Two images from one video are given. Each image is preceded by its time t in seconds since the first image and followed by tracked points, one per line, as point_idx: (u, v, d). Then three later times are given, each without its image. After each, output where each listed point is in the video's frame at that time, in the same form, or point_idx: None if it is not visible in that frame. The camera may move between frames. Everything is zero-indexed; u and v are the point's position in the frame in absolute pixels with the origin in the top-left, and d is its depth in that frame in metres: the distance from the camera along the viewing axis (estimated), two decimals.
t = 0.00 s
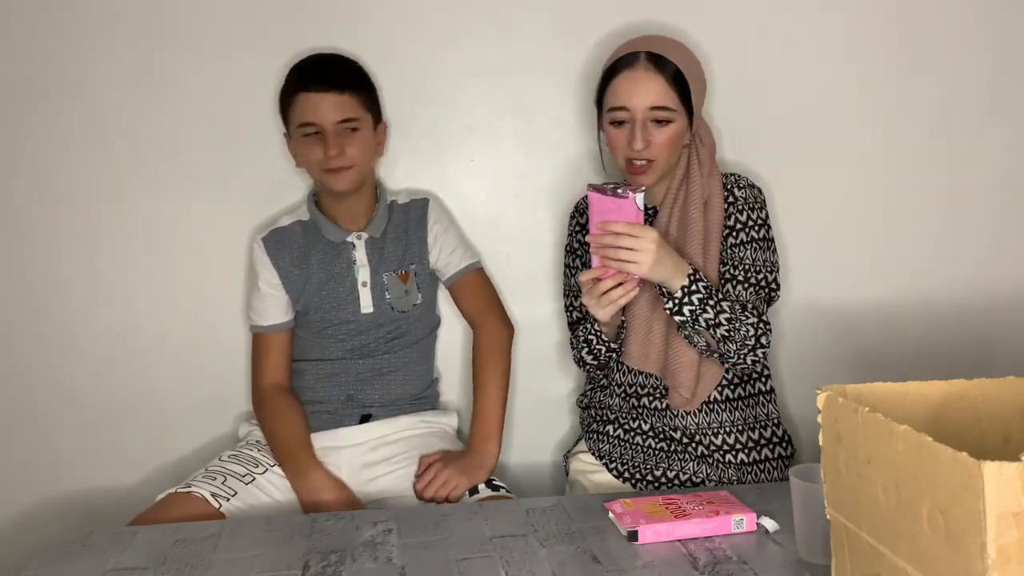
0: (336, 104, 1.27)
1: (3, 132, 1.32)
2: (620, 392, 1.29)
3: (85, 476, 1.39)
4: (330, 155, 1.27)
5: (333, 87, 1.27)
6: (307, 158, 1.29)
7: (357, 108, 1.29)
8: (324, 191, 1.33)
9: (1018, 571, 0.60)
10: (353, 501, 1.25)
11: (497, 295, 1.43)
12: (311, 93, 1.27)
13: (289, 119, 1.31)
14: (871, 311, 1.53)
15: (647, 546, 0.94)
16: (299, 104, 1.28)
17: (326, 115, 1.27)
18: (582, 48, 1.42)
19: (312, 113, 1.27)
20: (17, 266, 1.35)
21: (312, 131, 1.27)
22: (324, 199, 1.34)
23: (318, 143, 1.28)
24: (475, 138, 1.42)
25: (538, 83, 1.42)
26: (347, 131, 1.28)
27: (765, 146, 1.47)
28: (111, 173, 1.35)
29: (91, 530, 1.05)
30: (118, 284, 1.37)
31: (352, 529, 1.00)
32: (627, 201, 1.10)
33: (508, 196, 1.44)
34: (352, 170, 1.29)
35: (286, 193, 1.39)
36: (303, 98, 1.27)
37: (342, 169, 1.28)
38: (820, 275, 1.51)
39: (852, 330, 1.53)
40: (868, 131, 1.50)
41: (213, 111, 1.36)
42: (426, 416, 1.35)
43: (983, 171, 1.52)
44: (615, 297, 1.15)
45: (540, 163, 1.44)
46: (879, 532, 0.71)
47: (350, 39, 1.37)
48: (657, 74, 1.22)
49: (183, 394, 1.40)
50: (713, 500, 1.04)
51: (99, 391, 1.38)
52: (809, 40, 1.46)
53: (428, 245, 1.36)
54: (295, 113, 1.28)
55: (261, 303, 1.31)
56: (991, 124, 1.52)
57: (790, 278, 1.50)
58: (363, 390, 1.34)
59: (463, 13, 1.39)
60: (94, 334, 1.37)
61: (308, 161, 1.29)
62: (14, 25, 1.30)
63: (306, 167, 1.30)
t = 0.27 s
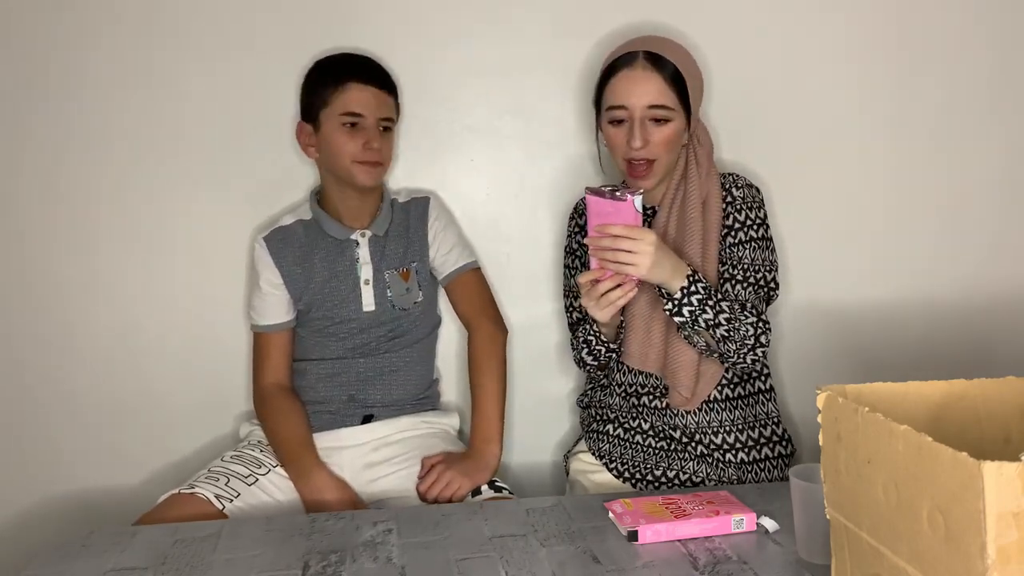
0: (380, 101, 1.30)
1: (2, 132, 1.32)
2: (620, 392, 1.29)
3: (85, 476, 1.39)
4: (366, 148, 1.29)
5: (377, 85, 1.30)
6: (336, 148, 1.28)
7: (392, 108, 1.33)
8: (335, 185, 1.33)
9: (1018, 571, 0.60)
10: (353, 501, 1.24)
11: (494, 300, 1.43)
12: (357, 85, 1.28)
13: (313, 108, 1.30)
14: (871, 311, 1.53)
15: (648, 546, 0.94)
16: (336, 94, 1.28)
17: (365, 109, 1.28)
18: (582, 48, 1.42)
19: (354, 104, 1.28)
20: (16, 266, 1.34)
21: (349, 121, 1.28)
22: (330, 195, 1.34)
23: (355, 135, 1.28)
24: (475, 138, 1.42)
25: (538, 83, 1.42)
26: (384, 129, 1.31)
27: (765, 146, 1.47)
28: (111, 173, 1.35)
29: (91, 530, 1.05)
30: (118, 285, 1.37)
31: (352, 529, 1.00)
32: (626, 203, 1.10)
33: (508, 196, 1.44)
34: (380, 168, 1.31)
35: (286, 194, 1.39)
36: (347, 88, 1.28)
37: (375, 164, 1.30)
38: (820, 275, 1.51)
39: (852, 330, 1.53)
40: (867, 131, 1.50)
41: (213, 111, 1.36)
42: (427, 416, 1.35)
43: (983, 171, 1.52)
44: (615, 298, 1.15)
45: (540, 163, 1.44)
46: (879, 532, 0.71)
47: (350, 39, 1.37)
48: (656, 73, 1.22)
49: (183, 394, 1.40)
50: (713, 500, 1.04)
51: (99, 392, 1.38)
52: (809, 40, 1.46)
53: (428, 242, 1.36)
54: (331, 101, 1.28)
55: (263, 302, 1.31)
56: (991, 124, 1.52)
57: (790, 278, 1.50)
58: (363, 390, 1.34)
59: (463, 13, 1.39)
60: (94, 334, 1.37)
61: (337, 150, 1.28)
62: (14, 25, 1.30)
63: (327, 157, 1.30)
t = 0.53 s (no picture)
0: (398, 104, 1.31)
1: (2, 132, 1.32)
2: (620, 392, 1.29)
3: (85, 476, 1.39)
4: (381, 149, 1.29)
5: (396, 88, 1.31)
6: (351, 146, 1.29)
7: (409, 111, 1.34)
8: (344, 183, 1.33)
9: (1018, 570, 0.60)
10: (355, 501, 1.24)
11: (495, 298, 1.43)
12: (377, 86, 1.29)
13: (330, 104, 1.30)
14: (871, 311, 1.53)
15: (648, 545, 0.94)
16: (356, 93, 1.28)
17: (383, 110, 1.29)
18: (582, 49, 1.42)
19: (372, 104, 1.29)
20: (16, 267, 1.34)
21: (366, 121, 1.29)
22: (338, 193, 1.34)
23: (373, 135, 1.29)
24: (475, 138, 1.42)
25: (537, 84, 1.42)
26: (399, 133, 1.32)
27: (764, 147, 1.47)
28: (111, 173, 1.35)
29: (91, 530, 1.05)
30: (118, 285, 1.37)
31: (352, 529, 1.00)
32: (626, 201, 1.10)
33: (507, 196, 1.44)
34: (392, 171, 1.32)
35: (286, 194, 1.39)
36: (368, 88, 1.29)
37: (387, 165, 1.30)
38: (820, 275, 1.51)
39: (852, 330, 1.53)
40: (867, 131, 1.50)
41: (212, 112, 1.36)
42: (428, 416, 1.36)
43: (983, 172, 1.53)
44: (615, 297, 1.15)
45: (540, 163, 1.44)
46: (879, 533, 0.71)
47: (349, 40, 1.37)
48: (656, 71, 1.22)
49: (183, 394, 1.40)
50: (713, 500, 1.04)
51: (99, 392, 1.38)
52: (808, 40, 1.46)
53: (432, 243, 1.37)
54: (349, 99, 1.29)
55: (267, 302, 1.31)
56: (991, 125, 1.52)
57: (791, 278, 1.50)
58: (364, 390, 1.33)
59: (463, 14, 1.39)
60: (94, 334, 1.37)
61: (351, 148, 1.29)
62: (14, 26, 1.30)
63: (341, 154, 1.30)
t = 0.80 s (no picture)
0: (409, 107, 1.32)
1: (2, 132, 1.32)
2: (621, 391, 1.29)
3: (85, 476, 1.39)
4: (390, 150, 1.30)
5: (407, 90, 1.31)
6: (360, 145, 1.28)
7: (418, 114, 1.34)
8: (350, 182, 1.33)
9: (1017, 570, 0.60)
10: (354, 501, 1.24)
11: (495, 298, 1.43)
12: (390, 87, 1.29)
13: (339, 104, 1.31)
14: (871, 311, 1.53)
15: (648, 545, 0.94)
16: (368, 93, 1.29)
17: (393, 111, 1.30)
18: (582, 49, 1.42)
19: (383, 105, 1.29)
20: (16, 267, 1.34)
21: (376, 121, 1.29)
22: (343, 192, 1.34)
23: (383, 135, 1.29)
24: (475, 138, 1.42)
25: (537, 84, 1.42)
26: (407, 135, 1.33)
27: (764, 147, 1.47)
28: (111, 173, 1.35)
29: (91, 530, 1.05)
30: (118, 285, 1.37)
31: (352, 529, 1.00)
32: (629, 200, 1.10)
33: (507, 196, 1.44)
34: (399, 172, 1.32)
35: (286, 194, 1.39)
36: (381, 89, 1.29)
37: (393, 166, 1.31)
38: (820, 275, 1.51)
39: (852, 329, 1.53)
40: (867, 132, 1.50)
41: (211, 112, 1.36)
42: (428, 417, 1.36)
43: (983, 172, 1.53)
44: (617, 297, 1.15)
45: (540, 163, 1.44)
46: (879, 533, 0.71)
47: (349, 40, 1.37)
48: (660, 67, 1.23)
49: (183, 394, 1.40)
50: (713, 500, 1.04)
51: (99, 392, 1.38)
52: (808, 40, 1.46)
53: (434, 244, 1.37)
54: (360, 99, 1.29)
55: (267, 301, 1.31)
56: (991, 125, 1.52)
57: (791, 278, 1.50)
58: (363, 390, 1.33)
59: (463, 14, 1.39)
60: (94, 334, 1.37)
61: (360, 148, 1.29)
62: (13, 26, 1.30)
63: (349, 153, 1.30)
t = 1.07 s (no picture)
0: (413, 108, 1.32)
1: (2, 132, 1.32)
2: (621, 391, 1.29)
3: (85, 476, 1.39)
4: (393, 151, 1.30)
5: (411, 91, 1.32)
6: (363, 146, 1.28)
7: (421, 115, 1.34)
8: (350, 182, 1.33)
9: (1018, 570, 0.60)
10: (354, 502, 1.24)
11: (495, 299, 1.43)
12: (395, 89, 1.30)
13: (341, 103, 1.31)
14: (871, 311, 1.53)
15: (648, 546, 0.94)
16: (372, 93, 1.29)
17: (397, 112, 1.30)
18: (582, 50, 1.42)
19: (388, 106, 1.29)
20: (16, 267, 1.34)
21: (380, 122, 1.29)
22: (344, 191, 1.34)
23: (386, 136, 1.29)
24: (475, 138, 1.42)
25: (537, 84, 1.42)
26: (410, 136, 1.33)
27: (764, 147, 1.47)
28: (111, 173, 1.35)
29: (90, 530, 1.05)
30: (118, 284, 1.37)
31: (352, 529, 1.00)
32: (630, 200, 1.10)
33: (507, 196, 1.44)
34: (401, 173, 1.32)
35: (286, 194, 1.39)
36: (386, 90, 1.29)
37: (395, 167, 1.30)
38: (820, 275, 1.51)
39: (852, 330, 1.53)
40: (868, 131, 1.50)
41: (211, 112, 1.36)
42: (428, 417, 1.36)
43: (983, 172, 1.53)
44: (618, 297, 1.15)
45: (540, 163, 1.44)
46: (879, 533, 0.71)
47: (350, 41, 1.37)
48: (660, 66, 1.23)
49: (183, 394, 1.40)
50: (713, 500, 1.03)
51: (99, 391, 1.38)
52: (808, 41, 1.46)
53: (434, 244, 1.37)
54: (365, 99, 1.29)
55: (268, 301, 1.31)
56: (991, 126, 1.52)
57: (791, 278, 1.51)
58: (363, 391, 1.33)
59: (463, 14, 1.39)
60: (94, 334, 1.37)
61: (363, 149, 1.28)
62: (13, 26, 1.30)
63: (351, 154, 1.29)
